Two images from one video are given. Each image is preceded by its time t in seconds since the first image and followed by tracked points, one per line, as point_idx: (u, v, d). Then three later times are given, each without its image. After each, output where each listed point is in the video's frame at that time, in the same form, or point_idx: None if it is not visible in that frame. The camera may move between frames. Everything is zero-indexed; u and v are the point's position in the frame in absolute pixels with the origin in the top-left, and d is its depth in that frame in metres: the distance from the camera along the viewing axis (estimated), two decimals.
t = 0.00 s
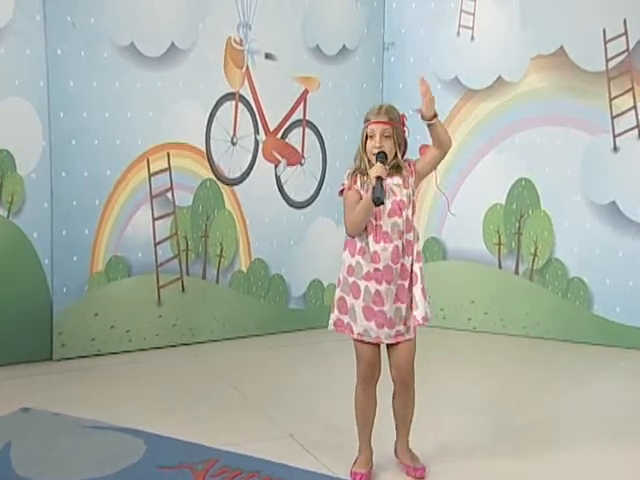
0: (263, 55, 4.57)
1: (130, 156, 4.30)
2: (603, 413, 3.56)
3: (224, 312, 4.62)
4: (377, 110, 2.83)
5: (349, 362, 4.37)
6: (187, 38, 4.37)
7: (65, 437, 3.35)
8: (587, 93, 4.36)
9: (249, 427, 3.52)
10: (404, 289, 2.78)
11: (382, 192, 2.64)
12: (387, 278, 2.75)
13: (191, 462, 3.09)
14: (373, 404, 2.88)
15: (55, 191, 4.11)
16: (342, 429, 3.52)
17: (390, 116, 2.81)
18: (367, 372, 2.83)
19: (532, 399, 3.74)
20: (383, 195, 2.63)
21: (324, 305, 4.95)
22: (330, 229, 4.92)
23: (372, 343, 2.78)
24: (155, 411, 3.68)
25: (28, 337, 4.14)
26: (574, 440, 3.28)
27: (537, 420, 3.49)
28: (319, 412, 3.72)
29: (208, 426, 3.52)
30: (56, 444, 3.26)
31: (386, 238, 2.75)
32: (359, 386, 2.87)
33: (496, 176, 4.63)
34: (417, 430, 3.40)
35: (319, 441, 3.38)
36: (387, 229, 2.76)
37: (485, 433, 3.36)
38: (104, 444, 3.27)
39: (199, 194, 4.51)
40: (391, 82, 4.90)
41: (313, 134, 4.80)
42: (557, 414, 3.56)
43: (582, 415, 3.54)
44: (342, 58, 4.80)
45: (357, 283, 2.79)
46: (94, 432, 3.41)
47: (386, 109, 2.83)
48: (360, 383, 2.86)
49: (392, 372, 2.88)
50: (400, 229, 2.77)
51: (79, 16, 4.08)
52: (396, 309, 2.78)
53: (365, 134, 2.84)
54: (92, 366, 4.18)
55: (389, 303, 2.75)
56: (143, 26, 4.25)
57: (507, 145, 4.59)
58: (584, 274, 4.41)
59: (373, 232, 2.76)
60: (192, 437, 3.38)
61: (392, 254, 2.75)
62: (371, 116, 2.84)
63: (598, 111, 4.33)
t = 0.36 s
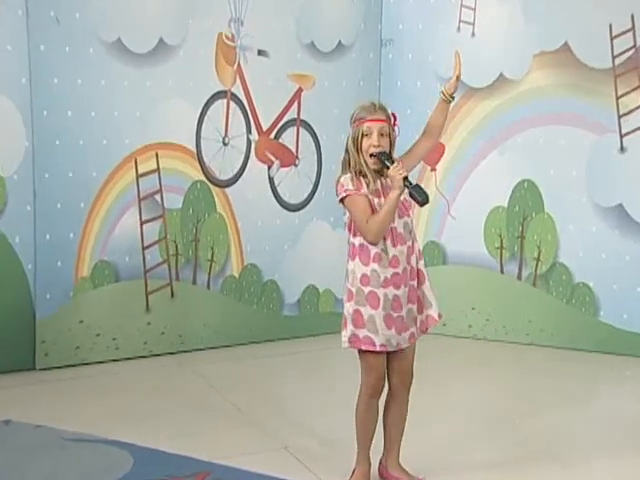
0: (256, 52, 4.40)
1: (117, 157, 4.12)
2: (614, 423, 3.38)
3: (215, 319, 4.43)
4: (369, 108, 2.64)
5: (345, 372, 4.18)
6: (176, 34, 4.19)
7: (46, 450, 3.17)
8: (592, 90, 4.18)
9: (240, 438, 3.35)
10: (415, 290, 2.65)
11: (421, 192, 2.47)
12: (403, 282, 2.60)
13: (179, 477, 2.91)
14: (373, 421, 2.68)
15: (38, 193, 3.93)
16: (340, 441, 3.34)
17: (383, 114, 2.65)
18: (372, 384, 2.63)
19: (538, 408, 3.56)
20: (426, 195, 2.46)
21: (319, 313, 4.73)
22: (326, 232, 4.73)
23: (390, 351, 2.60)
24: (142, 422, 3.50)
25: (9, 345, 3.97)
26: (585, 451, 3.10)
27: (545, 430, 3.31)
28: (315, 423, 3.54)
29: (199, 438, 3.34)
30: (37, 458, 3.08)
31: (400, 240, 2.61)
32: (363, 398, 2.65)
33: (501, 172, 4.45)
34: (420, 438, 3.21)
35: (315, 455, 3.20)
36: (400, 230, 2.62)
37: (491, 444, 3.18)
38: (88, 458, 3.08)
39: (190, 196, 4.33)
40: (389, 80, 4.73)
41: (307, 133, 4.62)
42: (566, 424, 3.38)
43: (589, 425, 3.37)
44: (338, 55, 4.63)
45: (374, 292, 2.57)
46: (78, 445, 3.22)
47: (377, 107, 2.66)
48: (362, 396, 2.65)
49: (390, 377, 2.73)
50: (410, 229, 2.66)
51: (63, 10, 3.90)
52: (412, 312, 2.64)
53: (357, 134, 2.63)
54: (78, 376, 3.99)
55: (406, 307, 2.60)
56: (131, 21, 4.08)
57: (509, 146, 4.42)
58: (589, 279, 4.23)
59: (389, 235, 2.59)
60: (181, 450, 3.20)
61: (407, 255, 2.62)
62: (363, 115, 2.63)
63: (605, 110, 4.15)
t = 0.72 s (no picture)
0: (246, 49, 4.22)
1: (101, 158, 3.92)
2: (627, 436, 3.20)
3: (203, 329, 4.24)
4: (368, 106, 2.44)
5: (340, 383, 3.99)
6: (163, 31, 4.02)
7: (25, 467, 2.95)
8: (597, 90, 4.01)
9: (228, 453, 3.14)
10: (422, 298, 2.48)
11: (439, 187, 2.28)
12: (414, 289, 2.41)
13: None
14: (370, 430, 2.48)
15: (18, 197, 3.71)
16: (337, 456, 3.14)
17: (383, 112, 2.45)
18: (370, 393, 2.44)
19: (544, 421, 3.37)
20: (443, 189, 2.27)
21: (312, 321, 4.57)
22: (319, 237, 4.56)
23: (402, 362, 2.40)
24: (128, 435, 3.29)
25: None
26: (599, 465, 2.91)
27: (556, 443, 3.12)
28: (310, 436, 3.35)
29: (187, 452, 3.14)
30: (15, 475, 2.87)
31: (408, 245, 2.43)
32: (361, 406, 2.46)
33: (501, 174, 4.28)
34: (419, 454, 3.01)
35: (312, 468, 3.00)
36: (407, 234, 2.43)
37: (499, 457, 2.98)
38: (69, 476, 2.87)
39: (177, 199, 4.15)
40: (386, 79, 4.57)
41: (300, 134, 4.44)
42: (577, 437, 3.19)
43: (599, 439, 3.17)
44: (332, 54, 4.46)
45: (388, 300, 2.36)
46: (59, 461, 3.01)
47: (376, 104, 2.46)
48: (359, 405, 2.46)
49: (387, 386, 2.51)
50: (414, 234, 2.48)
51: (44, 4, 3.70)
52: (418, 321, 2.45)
53: (356, 135, 2.43)
54: (60, 388, 3.78)
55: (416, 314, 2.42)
56: (115, 17, 3.89)
57: (509, 147, 4.25)
58: (593, 286, 4.05)
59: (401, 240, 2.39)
60: (169, 466, 2.99)
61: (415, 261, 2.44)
62: (362, 115, 2.43)
63: (610, 109, 3.98)
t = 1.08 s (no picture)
0: (233, 48, 4.06)
1: (81, 161, 3.72)
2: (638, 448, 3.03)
3: (188, 339, 4.06)
4: (370, 107, 2.28)
5: (332, 395, 3.81)
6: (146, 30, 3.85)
7: None
8: (597, 90, 3.86)
9: (216, 468, 2.96)
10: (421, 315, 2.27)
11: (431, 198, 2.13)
12: (409, 302, 2.22)
13: None
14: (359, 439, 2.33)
15: None
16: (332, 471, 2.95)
17: (386, 113, 2.29)
18: (356, 400, 2.30)
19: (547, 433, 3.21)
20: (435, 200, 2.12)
21: (302, 331, 4.40)
22: (309, 243, 4.40)
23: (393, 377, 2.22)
24: (111, 450, 3.09)
25: None
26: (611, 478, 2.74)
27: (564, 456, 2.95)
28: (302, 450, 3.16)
29: (174, 468, 2.94)
30: None
31: (405, 256, 2.23)
32: (347, 414, 2.32)
33: (499, 177, 4.12)
34: (416, 467, 2.82)
35: None
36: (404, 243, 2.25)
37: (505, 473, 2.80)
38: None
39: (161, 204, 3.96)
40: (379, 78, 4.43)
41: (289, 136, 4.28)
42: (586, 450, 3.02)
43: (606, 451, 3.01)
44: (322, 53, 4.31)
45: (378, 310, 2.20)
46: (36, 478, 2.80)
47: (379, 105, 2.30)
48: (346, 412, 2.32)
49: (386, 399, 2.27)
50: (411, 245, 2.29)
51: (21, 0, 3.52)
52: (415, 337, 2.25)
53: (358, 137, 2.27)
54: (37, 402, 3.57)
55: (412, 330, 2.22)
56: (96, 13, 3.72)
57: (506, 150, 4.10)
58: (594, 294, 3.89)
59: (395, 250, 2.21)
60: None
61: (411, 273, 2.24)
62: (364, 115, 2.27)
63: (610, 110, 3.83)
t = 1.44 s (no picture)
0: (219, 46, 3.87)
1: (59, 164, 3.54)
2: None
3: (173, 350, 3.87)
4: (377, 112, 2.10)
5: (323, 408, 3.64)
6: (128, 27, 3.66)
7: None
8: (599, 90, 3.70)
9: None
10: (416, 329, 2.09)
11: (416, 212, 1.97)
12: (401, 314, 2.04)
13: None
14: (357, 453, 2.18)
15: None
16: None
17: (394, 120, 2.11)
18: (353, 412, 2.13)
19: (550, 447, 3.04)
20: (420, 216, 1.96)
21: (292, 341, 4.20)
22: (300, 250, 4.20)
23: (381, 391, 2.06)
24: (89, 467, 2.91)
25: None
26: None
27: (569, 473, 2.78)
28: (291, 468, 2.98)
29: None
30: None
31: (399, 266, 2.06)
32: (343, 428, 2.16)
33: (499, 179, 3.96)
34: None
35: None
36: (401, 255, 2.07)
37: None
38: None
39: (144, 209, 3.78)
40: (371, 78, 4.26)
41: (279, 139, 4.09)
42: (592, 466, 2.85)
43: (614, 468, 2.84)
44: (313, 52, 4.13)
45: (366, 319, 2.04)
46: None
47: (386, 110, 2.12)
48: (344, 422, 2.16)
49: (382, 412, 2.16)
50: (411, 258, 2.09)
51: None
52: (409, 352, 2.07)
53: (361, 143, 2.10)
54: (12, 418, 3.38)
55: (403, 343, 2.05)
56: (74, 10, 3.53)
57: (504, 153, 3.94)
58: (596, 304, 3.74)
59: (387, 259, 2.04)
60: None
61: (407, 284, 2.06)
62: (371, 119, 2.10)
63: (613, 112, 3.67)
